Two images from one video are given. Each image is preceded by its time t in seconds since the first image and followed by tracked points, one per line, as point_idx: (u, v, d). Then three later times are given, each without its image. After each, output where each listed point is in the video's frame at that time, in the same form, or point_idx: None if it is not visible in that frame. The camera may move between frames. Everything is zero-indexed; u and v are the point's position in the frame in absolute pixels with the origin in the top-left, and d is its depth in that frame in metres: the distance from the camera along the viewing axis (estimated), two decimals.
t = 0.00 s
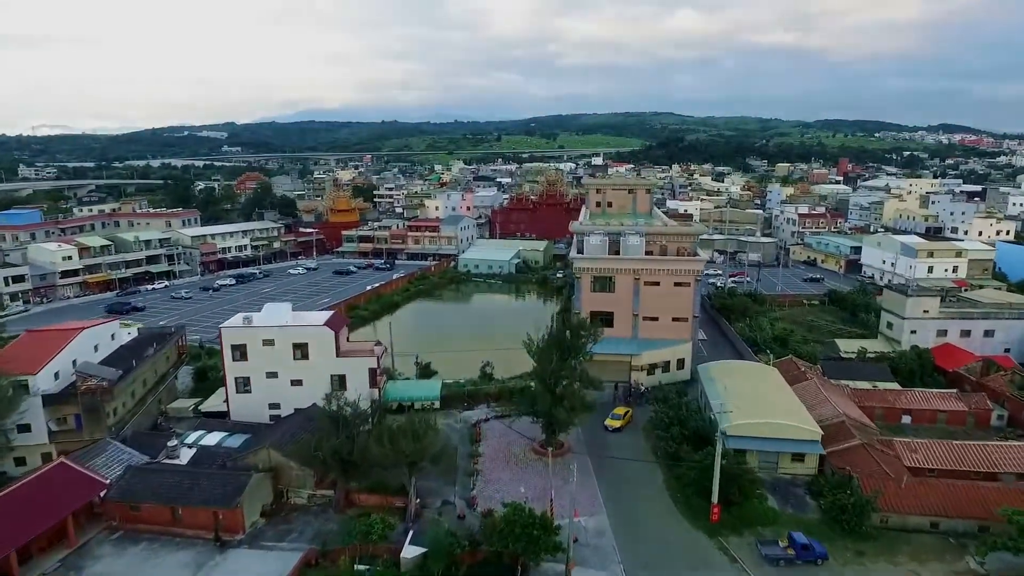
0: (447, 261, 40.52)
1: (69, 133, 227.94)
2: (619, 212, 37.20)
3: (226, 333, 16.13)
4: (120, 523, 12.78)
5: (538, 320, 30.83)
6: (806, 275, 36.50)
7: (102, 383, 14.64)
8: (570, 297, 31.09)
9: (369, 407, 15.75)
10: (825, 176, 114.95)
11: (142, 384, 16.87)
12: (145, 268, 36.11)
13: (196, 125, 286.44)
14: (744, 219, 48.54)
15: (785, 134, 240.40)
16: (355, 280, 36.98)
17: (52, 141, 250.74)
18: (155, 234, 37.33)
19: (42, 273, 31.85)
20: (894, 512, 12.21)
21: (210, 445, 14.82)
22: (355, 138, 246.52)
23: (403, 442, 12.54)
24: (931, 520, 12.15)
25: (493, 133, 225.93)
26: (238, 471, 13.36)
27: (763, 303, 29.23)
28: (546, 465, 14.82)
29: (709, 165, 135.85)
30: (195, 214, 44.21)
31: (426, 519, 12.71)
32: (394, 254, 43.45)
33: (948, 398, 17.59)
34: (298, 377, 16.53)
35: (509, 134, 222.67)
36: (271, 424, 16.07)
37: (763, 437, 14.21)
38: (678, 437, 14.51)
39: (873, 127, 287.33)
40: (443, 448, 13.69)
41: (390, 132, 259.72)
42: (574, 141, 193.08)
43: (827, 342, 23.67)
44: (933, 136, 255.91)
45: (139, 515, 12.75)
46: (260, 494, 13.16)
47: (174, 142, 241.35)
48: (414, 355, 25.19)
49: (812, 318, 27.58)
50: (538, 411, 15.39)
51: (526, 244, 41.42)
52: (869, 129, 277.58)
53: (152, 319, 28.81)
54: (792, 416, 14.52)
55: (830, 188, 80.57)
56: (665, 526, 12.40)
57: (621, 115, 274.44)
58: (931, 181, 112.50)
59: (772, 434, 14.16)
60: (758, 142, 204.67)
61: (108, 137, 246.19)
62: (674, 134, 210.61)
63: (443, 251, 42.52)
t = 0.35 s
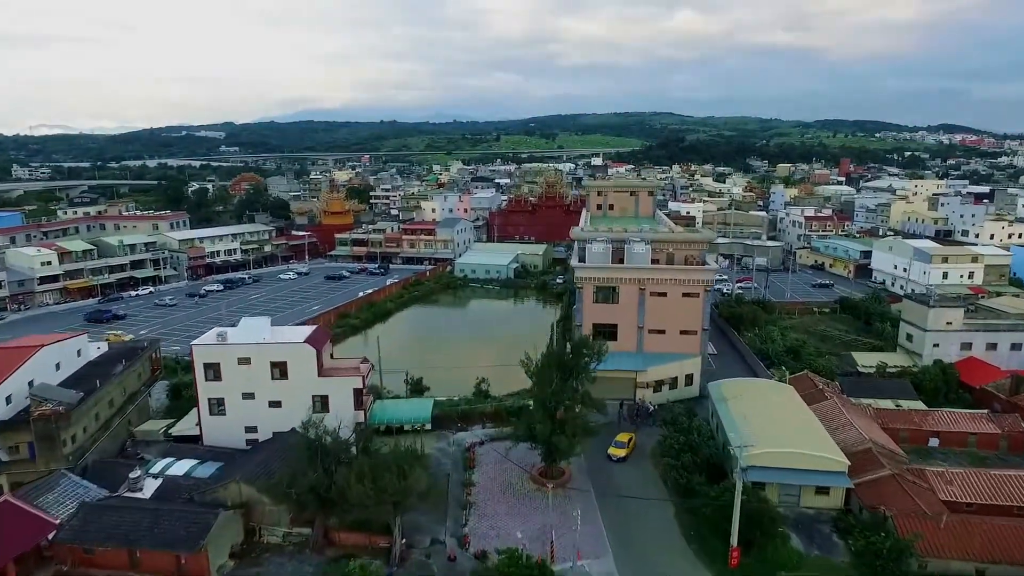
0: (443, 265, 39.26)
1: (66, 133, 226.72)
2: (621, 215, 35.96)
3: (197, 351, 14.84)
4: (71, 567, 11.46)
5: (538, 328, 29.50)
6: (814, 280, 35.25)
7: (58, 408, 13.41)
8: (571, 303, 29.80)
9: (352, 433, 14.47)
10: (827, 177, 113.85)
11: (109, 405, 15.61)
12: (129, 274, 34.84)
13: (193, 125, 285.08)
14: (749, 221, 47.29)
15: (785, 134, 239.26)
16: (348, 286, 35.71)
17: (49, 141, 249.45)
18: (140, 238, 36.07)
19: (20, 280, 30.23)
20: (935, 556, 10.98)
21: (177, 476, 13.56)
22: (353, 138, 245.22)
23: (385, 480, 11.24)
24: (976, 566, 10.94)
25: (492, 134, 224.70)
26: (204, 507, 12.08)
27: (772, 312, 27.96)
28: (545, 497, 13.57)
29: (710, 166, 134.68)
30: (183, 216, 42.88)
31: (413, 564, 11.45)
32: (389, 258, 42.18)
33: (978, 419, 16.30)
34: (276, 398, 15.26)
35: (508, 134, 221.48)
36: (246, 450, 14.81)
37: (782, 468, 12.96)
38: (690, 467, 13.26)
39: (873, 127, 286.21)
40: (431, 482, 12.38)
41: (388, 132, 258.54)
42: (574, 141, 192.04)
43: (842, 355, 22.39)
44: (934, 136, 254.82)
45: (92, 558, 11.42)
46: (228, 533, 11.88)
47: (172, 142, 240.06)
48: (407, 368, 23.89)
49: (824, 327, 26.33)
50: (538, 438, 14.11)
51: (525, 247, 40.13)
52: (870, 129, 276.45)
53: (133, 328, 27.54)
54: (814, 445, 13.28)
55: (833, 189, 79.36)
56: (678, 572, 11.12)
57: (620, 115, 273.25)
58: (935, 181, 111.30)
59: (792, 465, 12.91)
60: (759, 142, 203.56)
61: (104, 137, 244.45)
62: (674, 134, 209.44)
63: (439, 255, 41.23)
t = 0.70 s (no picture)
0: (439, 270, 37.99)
1: (63, 133, 225.59)
2: (623, 219, 34.73)
3: (164, 374, 13.53)
4: None
5: (540, 334, 28.05)
6: (824, 287, 33.95)
7: (6, 440, 12.09)
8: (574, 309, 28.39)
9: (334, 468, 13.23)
10: (829, 178, 112.74)
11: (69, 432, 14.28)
12: (112, 280, 33.56)
13: (191, 125, 283.78)
14: (753, 225, 46.03)
15: (786, 134, 238.11)
16: (340, 293, 34.46)
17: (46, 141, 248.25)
18: (125, 243, 34.81)
19: None
20: None
21: (137, 514, 12.23)
22: (352, 138, 243.96)
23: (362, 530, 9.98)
24: None
25: (491, 134, 223.51)
26: (162, 554, 10.76)
27: (783, 322, 26.68)
28: (544, 538, 12.32)
29: (711, 166, 133.44)
30: (171, 220, 41.60)
31: None
32: (383, 263, 40.89)
33: (1014, 446, 15.03)
34: (251, 425, 13.98)
35: (507, 134, 220.25)
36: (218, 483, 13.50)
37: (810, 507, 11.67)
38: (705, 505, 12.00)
39: (874, 127, 285.01)
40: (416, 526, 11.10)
41: (387, 132, 257.29)
42: (574, 141, 190.85)
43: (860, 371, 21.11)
44: (935, 137, 253.65)
45: None
46: None
47: (169, 142, 238.77)
48: (399, 381, 22.54)
49: (838, 340, 25.04)
50: (537, 470, 12.87)
51: (523, 252, 38.85)
52: (870, 129, 275.20)
53: (113, 339, 26.28)
54: (845, 481, 12.01)
55: (837, 190, 78.09)
56: None
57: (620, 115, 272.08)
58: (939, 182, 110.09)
59: (821, 503, 11.64)
60: (759, 142, 202.44)
61: (102, 137, 243.40)
62: (675, 134, 208.26)
63: (435, 260, 39.94)
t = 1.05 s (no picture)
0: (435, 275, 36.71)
1: (59, 133, 224.20)
2: (626, 223, 33.49)
3: (123, 402, 12.23)
4: None
5: (535, 348, 26.97)
6: (834, 294, 32.69)
7: None
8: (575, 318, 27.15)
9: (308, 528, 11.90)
10: (831, 179, 111.93)
11: (21, 465, 12.96)
12: (94, 287, 32.26)
13: (189, 125, 282.30)
14: (759, 228, 44.77)
15: (787, 133, 237.12)
16: (331, 300, 33.16)
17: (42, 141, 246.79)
18: (108, 249, 33.52)
19: None
20: None
21: (89, 562, 10.94)
22: (350, 138, 242.61)
23: None
24: None
25: (490, 134, 222.26)
26: None
27: (794, 334, 25.39)
28: None
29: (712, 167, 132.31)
30: (159, 224, 40.29)
31: None
32: (377, 268, 39.58)
33: None
34: (221, 458, 12.67)
35: (506, 134, 219.17)
36: (182, 523, 12.21)
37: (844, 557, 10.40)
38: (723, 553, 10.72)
39: (874, 127, 283.82)
40: None
41: (386, 132, 255.99)
42: (573, 141, 189.77)
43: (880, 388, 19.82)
44: (936, 137, 252.65)
45: None
46: None
47: (167, 142, 237.34)
48: (390, 397, 21.24)
49: (853, 353, 23.78)
50: (536, 512, 11.58)
51: (522, 257, 37.57)
52: (870, 129, 274.05)
53: (90, 351, 24.94)
54: (879, 527, 10.76)
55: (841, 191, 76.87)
56: None
57: (619, 115, 270.84)
58: (944, 182, 109.07)
59: (855, 553, 10.37)
60: (759, 142, 201.10)
61: (99, 137, 241.96)
62: (675, 133, 207.13)
63: (431, 265, 38.64)
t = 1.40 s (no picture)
0: (430, 282, 35.43)
1: (54, 134, 222.61)
2: (627, 229, 32.23)
3: (73, 439, 10.92)
4: None
5: (533, 358, 25.84)
6: (845, 303, 31.43)
7: None
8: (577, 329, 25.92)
9: None
10: (833, 180, 110.92)
11: None
12: (74, 296, 30.97)
13: (186, 125, 280.83)
14: (764, 233, 43.51)
15: (787, 134, 236.12)
16: (322, 309, 31.91)
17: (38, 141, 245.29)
18: (89, 255, 32.26)
19: None
20: None
21: None
22: (348, 138, 241.38)
23: None
24: None
25: (488, 134, 221.03)
26: None
27: (806, 348, 24.10)
28: None
29: (712, 168, 131.17)
30: (145, 228, 38.98)
31: None
32: (370, 274, 38.28)
33: None
34: (184, 499, 11.37)
35: (505, 134, 217.86)
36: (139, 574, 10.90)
37: None
38: None
39: (874, 128, 282.81)
40: None
41: (385, 132, 254.83)
42: (573, 141, 188.72)
43: (902, 409, 18.52)
44: (937, 137, 251.76)
45: None
46: None
47: (164, 142, 236.12)
48: (381, 416, 20.06)
49: (869, 368, 22.53)
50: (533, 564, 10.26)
51: (520, 263, 36.28)
52: (870, 130, 273.05)
53: (65, 365, 23.59)
54: None
55: (844, 193, 75.69)
56: None
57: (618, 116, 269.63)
58: (947, 184, 107.94)
59: None
60: (759, 142, 200.06)
61: (96, 137, 240.50)
62: (675, 133, 206.03)
63: (426, 271, 37.34)
